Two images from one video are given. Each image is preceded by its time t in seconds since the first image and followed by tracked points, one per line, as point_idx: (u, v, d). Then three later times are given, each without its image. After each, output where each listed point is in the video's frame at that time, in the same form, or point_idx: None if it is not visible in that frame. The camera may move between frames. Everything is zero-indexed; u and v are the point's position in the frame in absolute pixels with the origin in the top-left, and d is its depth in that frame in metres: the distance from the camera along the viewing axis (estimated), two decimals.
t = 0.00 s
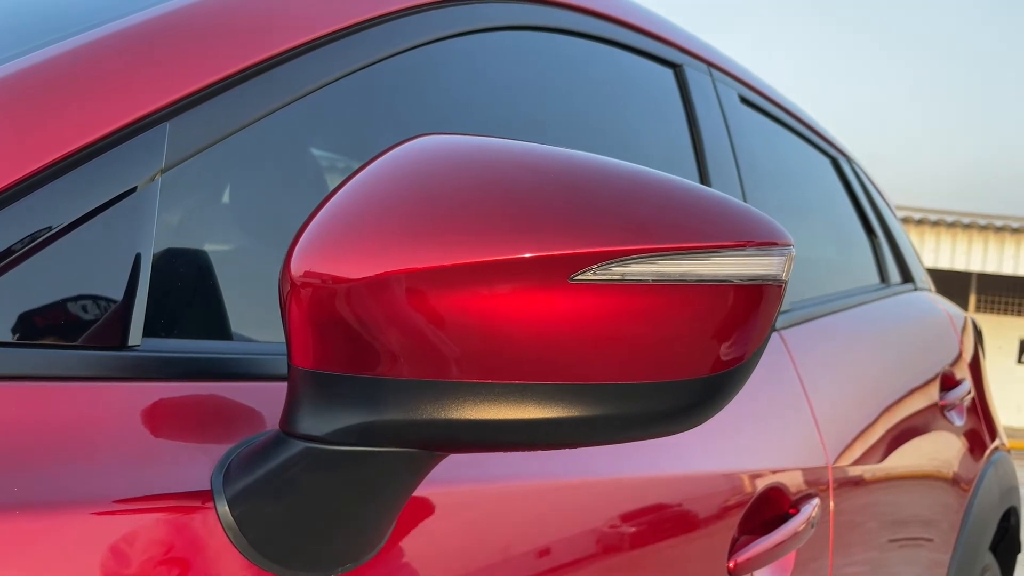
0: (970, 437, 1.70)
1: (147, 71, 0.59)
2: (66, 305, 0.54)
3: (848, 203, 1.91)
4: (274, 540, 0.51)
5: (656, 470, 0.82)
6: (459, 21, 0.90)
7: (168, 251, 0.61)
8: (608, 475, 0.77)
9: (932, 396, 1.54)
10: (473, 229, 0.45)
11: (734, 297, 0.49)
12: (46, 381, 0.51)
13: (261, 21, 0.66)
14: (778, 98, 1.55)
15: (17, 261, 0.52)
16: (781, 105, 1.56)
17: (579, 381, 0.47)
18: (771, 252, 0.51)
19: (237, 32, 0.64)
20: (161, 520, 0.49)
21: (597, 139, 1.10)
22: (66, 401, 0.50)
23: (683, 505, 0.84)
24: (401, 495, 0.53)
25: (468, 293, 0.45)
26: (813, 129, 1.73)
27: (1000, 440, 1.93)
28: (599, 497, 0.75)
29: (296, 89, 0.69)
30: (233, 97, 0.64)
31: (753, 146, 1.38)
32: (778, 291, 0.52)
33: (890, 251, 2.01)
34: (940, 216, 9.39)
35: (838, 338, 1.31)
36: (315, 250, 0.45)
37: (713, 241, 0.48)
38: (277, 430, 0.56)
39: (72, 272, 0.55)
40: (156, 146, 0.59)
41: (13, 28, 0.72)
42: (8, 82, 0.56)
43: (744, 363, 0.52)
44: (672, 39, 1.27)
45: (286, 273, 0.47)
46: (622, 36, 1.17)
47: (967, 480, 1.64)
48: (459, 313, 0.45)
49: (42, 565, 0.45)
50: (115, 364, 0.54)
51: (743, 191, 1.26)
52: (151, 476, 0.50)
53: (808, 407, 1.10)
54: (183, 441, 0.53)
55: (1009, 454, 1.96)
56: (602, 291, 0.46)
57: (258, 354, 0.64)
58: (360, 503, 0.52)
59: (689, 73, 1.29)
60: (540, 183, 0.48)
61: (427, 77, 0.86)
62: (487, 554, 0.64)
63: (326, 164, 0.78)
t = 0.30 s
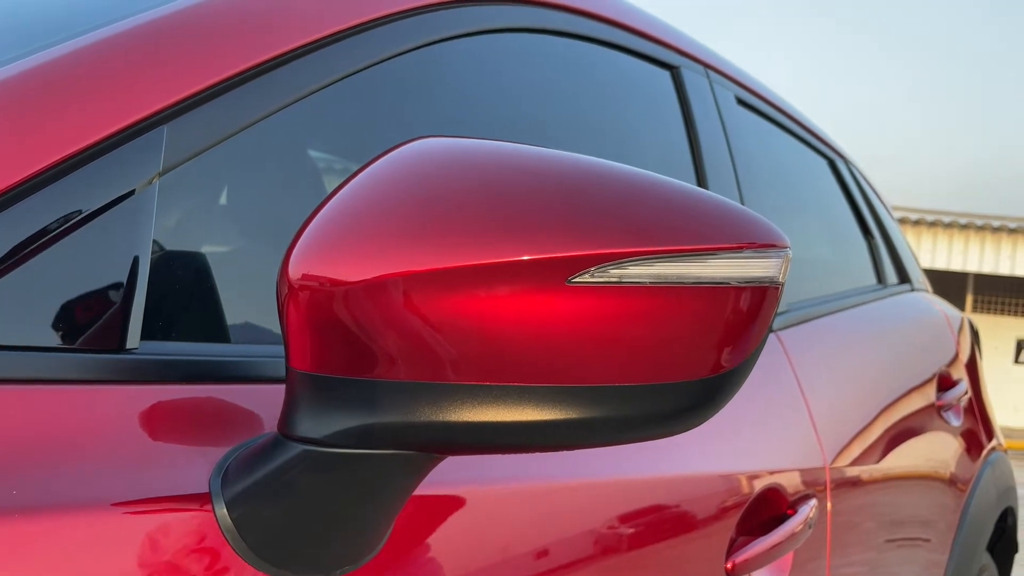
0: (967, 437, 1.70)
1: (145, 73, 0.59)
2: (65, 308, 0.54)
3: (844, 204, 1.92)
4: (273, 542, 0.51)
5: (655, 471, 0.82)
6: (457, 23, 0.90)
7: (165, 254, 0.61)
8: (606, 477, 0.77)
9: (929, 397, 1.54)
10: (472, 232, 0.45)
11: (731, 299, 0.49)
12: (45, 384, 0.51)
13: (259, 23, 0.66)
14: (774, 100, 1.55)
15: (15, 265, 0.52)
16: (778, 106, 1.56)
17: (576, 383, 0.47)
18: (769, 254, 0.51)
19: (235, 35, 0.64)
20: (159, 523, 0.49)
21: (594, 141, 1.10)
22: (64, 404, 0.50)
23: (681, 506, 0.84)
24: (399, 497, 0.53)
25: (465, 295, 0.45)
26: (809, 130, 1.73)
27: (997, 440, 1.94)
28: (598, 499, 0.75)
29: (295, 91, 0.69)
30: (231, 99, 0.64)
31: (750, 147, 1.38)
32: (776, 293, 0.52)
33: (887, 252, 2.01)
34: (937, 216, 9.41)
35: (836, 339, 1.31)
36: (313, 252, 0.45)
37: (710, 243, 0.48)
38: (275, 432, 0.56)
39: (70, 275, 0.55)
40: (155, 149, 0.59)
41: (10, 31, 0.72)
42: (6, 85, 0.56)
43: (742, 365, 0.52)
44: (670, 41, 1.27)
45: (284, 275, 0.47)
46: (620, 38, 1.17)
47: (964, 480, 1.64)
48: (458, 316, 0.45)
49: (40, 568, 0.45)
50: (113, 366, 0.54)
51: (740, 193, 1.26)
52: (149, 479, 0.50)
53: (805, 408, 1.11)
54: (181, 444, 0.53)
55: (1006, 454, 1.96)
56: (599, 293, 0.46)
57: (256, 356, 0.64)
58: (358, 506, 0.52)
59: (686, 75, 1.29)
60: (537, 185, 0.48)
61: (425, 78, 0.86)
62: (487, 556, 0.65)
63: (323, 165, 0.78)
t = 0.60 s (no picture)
0: (964, 438, 1.70)
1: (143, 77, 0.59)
2: (60, 313, 0.54)
3: (841, 205, 1.92)
4: (271, 547, 0.51)
5: (652, 473, 0.82)
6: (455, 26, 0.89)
7: (161, 258, 0.61)
8: (603, 480, 0.77)
9: (926, 398, 1.54)
10: (469, 236, 0.45)
11: (728, 304, 0.49)
12: (42, 390, 0.51)
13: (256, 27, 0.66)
14: (771, 101, 1.55)
15: (10, 271, 0.52)
16: (775, 108, 1.57)
17: (573, 387, 0.47)
18: (765, 258, 0.51)
19: (232, 39, 0.64)
20: (157, 529, 0.49)
21: (591, 143, 1.10)
22: (62, 410, 0.50)
23: (679, 508, 0.84)
24: (398, 503, 0.53)
25: (463, 300, 0.45)
26: (806, 132, 1.73)
27: (994, 441, 1.94)
28: (595, 502, 0.75)
29: (292, 96, 0.69)
30: (229, 103, 0.64)
31: (747, 149, 1.38)
32: (773, 296, 0.52)
33: (883, 253, 2.01)
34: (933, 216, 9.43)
35: (833, 340, 1.32)
36: (311, 258, 0.45)
37: (707, 247, 0.48)
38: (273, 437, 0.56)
39: (66, 281, 0.54)
40: (151, 154, 0.59)
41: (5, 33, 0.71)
42: (2, 90, 0.56)
43: (739, 368, 0.52)
44: (666, 43, 1.27)
45: (282, 280, 0.47)
46: (617, 40, 1.17)
47: (961, 481, 1.65)
48: (455, 321, 0.45)
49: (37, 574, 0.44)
50: (110, 371, 0.54)
51: (737, 194, 1.26)
52: (146, 484, 0.50)
53: (802, 409, 1.11)
54: (178, 450, 0.53)
55: (1002, 454, 1.96)
56: (597, 297, 0.46)
57: (254, 361, 0.63)
58: (357, 511, 0.51)
59: (683, 77, 1.29)
60: (535, 190, 0.48)
61: (422, 81, 0.86)
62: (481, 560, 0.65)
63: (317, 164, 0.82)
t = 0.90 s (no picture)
0: (961, 437, 1.71)
1: (141, 76, 0.59)
2: (59, 312, 0.54)
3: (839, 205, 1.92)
4: (271, 547, 0.51)
5: (651, 472, 0.82)
6: (452, 26, 0.89)
7: (162, 257, 0.61)
8: (603, 479, 0.77)
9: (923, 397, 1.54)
10: (469, 234, 0.45)
11: (728, 301, 0.49)
12: (40, 390, 0.51)
13: (254, 26, 0.66)
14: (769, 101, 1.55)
15: (10, 269, 0.52)
16: (772, 107, 1.57)
17: (573, 385, 0.47)
18: (765, 255, 0.51)
19: (230, 39, 0.64)
20: (156, 529, 0.49)
21: (589, 143, 1.10)
22: (60, 410, 0.50)
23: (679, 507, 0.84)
24: (398, 502, 0.53)
25: (464, 298, 0.45)
26: (803, 131, 1.74)
27: (991, 440, 1.95)
28: (594, 501, 0.75)
29: (290, 95, 0.69)
30: (227, 102, 0.63)
31: (744, 148, 1.38)
32: (772, 293, 0.52)
33: (881, 253, 2.02)
34: (930, 216, 9.44)
35: (831, 340, 1.32)
36: (310, 256, 0.45)
37: (707, 245, 0.48)
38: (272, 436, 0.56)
39: (65, 280, 0.54)
40: (150, 153, 0.59)
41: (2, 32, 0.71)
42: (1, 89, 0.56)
43: (738, 366, 0.52)
44: (664, 42, 1.27)
45: (281, 278, 0.47)
46: (614, 39, 1.17)
47: (959, 480, 1.65)
48: (455, 318, 0.45)
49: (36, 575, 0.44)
50: (109, 371, 0.54)
51: (735, 194, 1.26)
52: (145, 484, 0.50)
53: (801, 408, 1.11)
54: (177, 449, 0.53)
55: (1000, 453, 1.97)
56: (596, 295, 0.46)
57: (253, 361, 0.63)
58: (357, 510, 0.51)
59: (681, 77, 1.29)
60: (535, 188, 0.48)
61: (420, 80, 0.86)
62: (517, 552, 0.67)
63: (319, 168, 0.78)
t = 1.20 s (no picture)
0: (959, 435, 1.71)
1: (137, 75, 0.59)
2: (55, 310, 0.54)
3: (836, 204, 1.92)
4: (268, 545, 0.51)
5: (649, 470, 0.82)
6: (447, 25, 0.89)
7: (158, 256, 0.61)
8: (602, 477, 0.77)
9: (921, 395, 1.54)
10: (466, 231, 0.45)
11: (725, 298, 0.49)
12: (35, 388, 0.51)
13: (249, 25, 0.66)
14: (764, 100, 1.55)
15: (5, 268, 0.52)
16: (768, 106, 1.57)
17: (570, 381, 0.47)
18: (762, 251, 0.51)
19: (225, 38, 0.64)
20: (151, 527, 0.48)
21: (586, 141, 1.10)
22: (56, 408, 0.50)
23: (676, 506, 0.84)
24: (396, 500, 0.52)
25: (460, 294, 0.45)
26: (800, 130, 1.74)
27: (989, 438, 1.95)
28: (591, 500, 0.75)
29: (285, 93, 0.69)
30: (223, 100, 0.63)
31: (740, 147, 1.38)
32: (771, 290, 0.52)
33: (878, 251, 2.02)
34: (927, 215, 9.45)
35: (828, 338, 1.32)
36: (307, 253, 0.45)
37: (703, 241, 0.48)
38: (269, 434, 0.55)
39: (62, 278, 0.54)
40: (146, 151, 0.59)
41: None
42: None
43: (736, 363, 0.52)
44: (660, 41, 1.27)
45: (278, 276, 0.47)
46: (611, 39, 1.17)
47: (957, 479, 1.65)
48: (452, 315, 0.45)
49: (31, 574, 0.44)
50: (105, 369, 0.54)
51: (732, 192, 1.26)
52: (141, 483, 0.50)
53: (798, 406, 1.11)
54: (174, 448, 0.53)
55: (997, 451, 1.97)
56: (593, 291, 0.46)
57: (250, 359, 0.63)
58: (355, 508, 0.51)
59: (677, 76, 1.29)
60: (531, 184, 0.48)
61: (416, 79, 0.86)
62: (551, 543, 0.71)
63: (316, 168, 0.76)
